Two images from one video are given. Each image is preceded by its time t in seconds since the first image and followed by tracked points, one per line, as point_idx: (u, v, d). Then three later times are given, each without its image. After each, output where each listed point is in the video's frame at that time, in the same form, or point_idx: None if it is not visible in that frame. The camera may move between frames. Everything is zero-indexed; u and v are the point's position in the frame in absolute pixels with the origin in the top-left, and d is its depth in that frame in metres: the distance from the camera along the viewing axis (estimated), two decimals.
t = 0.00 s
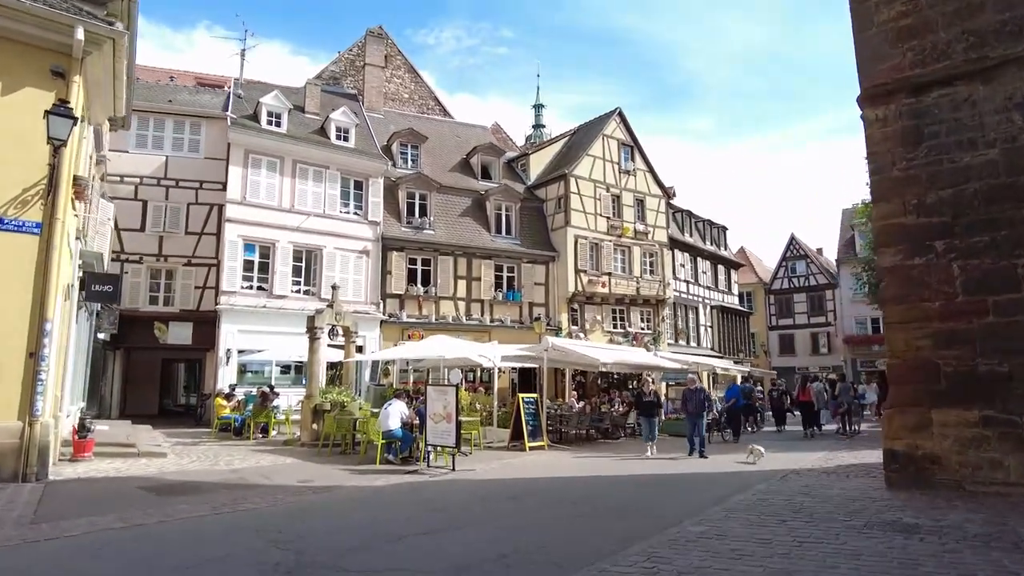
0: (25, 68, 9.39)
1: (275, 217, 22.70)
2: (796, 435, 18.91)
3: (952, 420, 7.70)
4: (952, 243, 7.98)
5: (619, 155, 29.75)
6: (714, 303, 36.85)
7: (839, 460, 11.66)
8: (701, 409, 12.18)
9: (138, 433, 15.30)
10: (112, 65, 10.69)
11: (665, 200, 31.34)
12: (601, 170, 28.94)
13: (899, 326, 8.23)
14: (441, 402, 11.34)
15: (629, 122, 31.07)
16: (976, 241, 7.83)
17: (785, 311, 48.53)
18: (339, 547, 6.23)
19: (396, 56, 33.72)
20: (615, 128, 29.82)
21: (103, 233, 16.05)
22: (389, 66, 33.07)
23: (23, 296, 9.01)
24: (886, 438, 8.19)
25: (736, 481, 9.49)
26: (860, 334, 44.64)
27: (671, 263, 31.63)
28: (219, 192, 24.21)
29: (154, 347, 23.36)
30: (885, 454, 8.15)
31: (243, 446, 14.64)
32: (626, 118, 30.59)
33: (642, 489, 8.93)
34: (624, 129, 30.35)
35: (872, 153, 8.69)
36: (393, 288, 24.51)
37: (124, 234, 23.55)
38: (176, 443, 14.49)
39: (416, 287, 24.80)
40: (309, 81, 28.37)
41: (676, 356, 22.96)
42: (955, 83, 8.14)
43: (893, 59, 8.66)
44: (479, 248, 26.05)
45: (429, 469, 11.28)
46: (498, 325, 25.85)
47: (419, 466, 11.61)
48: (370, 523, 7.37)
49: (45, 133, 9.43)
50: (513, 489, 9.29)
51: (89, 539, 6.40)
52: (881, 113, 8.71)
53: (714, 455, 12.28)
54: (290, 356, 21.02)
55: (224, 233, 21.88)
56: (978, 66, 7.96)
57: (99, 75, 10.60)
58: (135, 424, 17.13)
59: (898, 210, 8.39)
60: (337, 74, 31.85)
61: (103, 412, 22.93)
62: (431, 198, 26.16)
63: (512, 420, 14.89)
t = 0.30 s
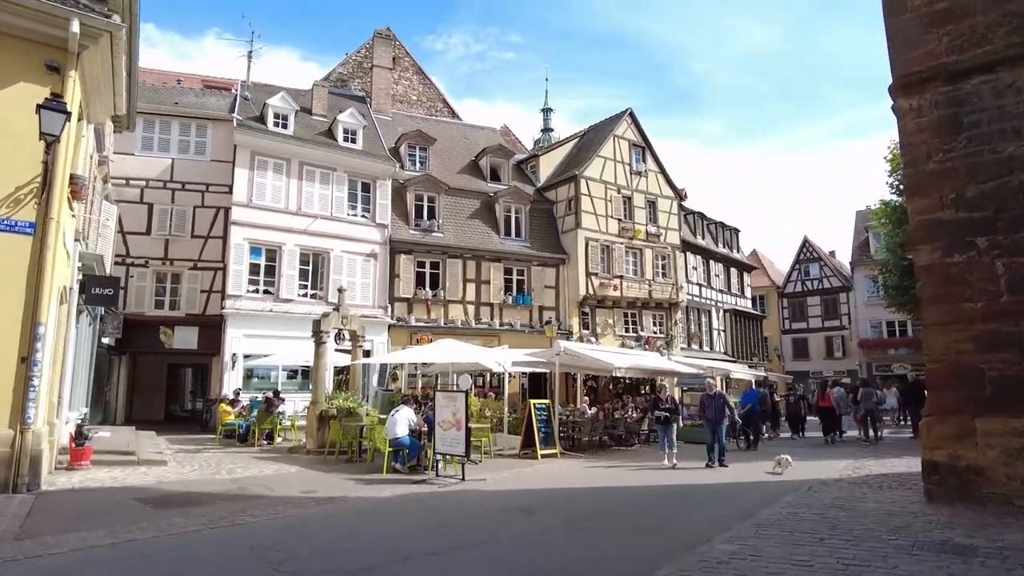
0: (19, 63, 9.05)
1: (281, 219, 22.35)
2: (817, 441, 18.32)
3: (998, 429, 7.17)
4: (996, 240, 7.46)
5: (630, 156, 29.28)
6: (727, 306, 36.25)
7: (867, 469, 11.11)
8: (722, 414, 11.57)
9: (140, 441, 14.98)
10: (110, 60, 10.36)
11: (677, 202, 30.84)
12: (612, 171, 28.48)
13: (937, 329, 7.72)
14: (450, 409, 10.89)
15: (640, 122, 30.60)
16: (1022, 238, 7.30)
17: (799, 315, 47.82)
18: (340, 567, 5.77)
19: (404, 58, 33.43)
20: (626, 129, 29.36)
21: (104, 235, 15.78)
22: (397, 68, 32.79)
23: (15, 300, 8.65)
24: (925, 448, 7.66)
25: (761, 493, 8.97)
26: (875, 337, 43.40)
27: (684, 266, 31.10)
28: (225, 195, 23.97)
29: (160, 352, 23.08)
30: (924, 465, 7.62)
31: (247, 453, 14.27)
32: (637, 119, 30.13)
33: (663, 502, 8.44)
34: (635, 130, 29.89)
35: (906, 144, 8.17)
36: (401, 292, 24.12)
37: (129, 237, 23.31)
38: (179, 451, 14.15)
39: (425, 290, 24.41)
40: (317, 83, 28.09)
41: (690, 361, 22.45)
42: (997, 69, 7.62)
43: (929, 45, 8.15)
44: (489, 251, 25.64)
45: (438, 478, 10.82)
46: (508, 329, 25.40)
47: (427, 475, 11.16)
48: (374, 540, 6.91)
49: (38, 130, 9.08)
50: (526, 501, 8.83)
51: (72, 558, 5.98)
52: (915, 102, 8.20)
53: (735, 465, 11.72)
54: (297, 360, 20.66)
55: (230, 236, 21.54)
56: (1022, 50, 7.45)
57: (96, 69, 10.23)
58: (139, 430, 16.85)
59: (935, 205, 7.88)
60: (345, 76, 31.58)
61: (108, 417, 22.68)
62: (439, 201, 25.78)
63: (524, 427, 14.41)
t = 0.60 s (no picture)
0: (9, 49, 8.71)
1: (287, 218, 21.99)
2: (837, 444, 17.74)
3: None
4: None
5: (642, 153, 28.79)
6: (740, 306, 35.63)
7: (896, 473, 10.56)
8: (738, 417, 10.51)
9: (141, 443, 14.66)
10: (106, 49, 10.02)
11: (689, 200, 30.29)
12: (623, 169, 27.98)
13: (980, 323, 7.18)
14: (458, 410, 10.44)
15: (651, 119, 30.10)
16: None
17: (813, 315, 47.06)
18: None
19: (411, 56, 33.08)
20: (637, 126, 28.87)
21: (104, 233, 15.49)
22: (405, 66, 32.44)
23: (3, 295, 8.29)
24: (967, 451, 7.13)
25: (787, 498, 8.45)
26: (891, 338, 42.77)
27: (696, 265, 30.53)
28: (231, 194, 23.70)
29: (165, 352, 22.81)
30: (967, 470, 7.09)
31: (249, 456, 13.89)
32: (648, 115, 29.63)
33: (684, 510, 7.94)
34: (646, 126, 29.39)
35: (943, 127, 7.65)
36: (409, 291, 23.73)
37: (134, 237, 23.06)
38: (180, 453, 13.80)
39: (433, 290, 24.00)
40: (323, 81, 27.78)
41: (704, 361, 21.91)
42: None
43: (968, 20, 7.62)
44: (498, 250, 25.21)
45: (445, 482, 10.36)
46: (518, 329, 24.94)
47: (435, 479, 10.71)
48: (376, 549, 6.45)
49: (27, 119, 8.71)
50: (538, 507, 8.36)
51: (51, 568, 5.56)
52: (953, 81, 7.67)
53: (755, 468, 11.19)
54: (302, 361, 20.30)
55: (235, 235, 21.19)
56: None
57: (91, 58, 9.88)
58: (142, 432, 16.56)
59: (976, 191, 7.36)
60: (352, 74, 31.24)
61: (112, 419, 22.39)
62: (447, 199, 25.37)
63: (534, 429, 13.94)
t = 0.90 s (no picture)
0: None
1: (287, 216, 21.60)
2: (851, 445, 17.25)
3: None
4: None
5: (648, 149, 28.33)
6: (747, 306, 35.11)
7: (919, 477, 10.07)
8: (751, 420, 9.97)
9: (136, 446, 14.28)
10: (92, 36, 9.64)
11: (696, 197, 29.81)
12: (629, 165, 27.53)
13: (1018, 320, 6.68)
14: (460, 412, 9.99)
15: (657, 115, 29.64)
16: None
17: (821, 315, 46.46)
18: None
19: (414, 53, 32.69)
20: (643, 122, 28.42)
21: (97, 231, 15.14)
22: (407, 63, 32.04)
23: None
24: (1005, 457, 6.64)
25: (808, 505, 7.97)
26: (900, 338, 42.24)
27: (704, 264, 30.03)
28: (231, 192, 23.36)
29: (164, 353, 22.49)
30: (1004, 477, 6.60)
31: (246, 459, 13.49)
32: (655, 111, 29.17)
33: (699, 519, 7.48)
34: (652, 123, 28.95)
35: (974, 110, 7.15)
36: (411, 290, 23.33)
37: (132, 236, 22.72)
38: (175, 457, 13.42)
39: (436, 289, 23.59)
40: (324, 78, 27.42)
41: (713, 362, 21.42)
42: None
43: None
44: (501, 249, 24.77)
45: (447, 488, 9.92)
46: (522, 329, 24.50)
47: (436, 484, 10.27)
48: (370, 562, 6.02)
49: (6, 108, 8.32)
50: (544, 516, 7.92)
51: None
52: (984, 60, 7.15)
53: (770, 473, 10.69)
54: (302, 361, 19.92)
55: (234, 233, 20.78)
56: None
57: (76, 46, 9.51)
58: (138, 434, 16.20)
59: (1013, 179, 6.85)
60: (354, 71, 30.84)
61: (110, 421, 22.04)
62: (450, 197, 24.95)
63: (539, 431, 13.48)
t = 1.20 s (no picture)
0: None
1: (286, 213, 21.14)
2: (866, 447, 16.71)
3: None
4: None
5: (653, 145, 27.83)
6: (754, 304, 34.54)
7: (944, 481, 9.55)
8: (769, 422, 9.48)
9: (126, 450, 13.83)
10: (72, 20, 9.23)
11: (703, 194, 29.29)
12: (634, 161, 27.03)
13: None
14: (460, 413, 9.51)
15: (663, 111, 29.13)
16: None
17: (829, 314, 45.80)
18: None
19: (415, 49, 32.24)
20: (648, 117, 27.92)
21: (86, 227, 14.75)
22: (408, 59, 31.59)
23: None
24: None
25: (830, 513, 7.45)
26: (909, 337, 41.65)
27: (711, 262, 29.48)
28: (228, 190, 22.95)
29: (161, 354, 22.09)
30: None
31: (239, 463, 13.04)
32: (660, 107, 28.66)
33: (715, 530, 6.99)
34: (657, 118, 28.44)
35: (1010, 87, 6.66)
36: (412, 289, 22.88)
37: (128, 234, 22.32)
38: (166, 461, 12.97)
39: (437, 288, 23.13)
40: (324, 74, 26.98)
41: (722, 361, 20.90)
42: None
43: None
44: (504, 246, 24.30)
45: (446, 493, 9.43)
46: (526, 328, 24.01)
47: (434, 489, 9.78)
48: None
49: None
50: (549, 525, 7.44)
51: None
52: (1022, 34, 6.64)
53: (786, 477, 10.18)
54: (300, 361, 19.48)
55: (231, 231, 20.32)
56: None
57: (56, 30, 9.09)
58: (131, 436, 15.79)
59: None
60: (354, 67, 30.38)
61: (106, 422, 21.63)
62: (452, 193, 24.47)
63: (543, 434, 12.98)
